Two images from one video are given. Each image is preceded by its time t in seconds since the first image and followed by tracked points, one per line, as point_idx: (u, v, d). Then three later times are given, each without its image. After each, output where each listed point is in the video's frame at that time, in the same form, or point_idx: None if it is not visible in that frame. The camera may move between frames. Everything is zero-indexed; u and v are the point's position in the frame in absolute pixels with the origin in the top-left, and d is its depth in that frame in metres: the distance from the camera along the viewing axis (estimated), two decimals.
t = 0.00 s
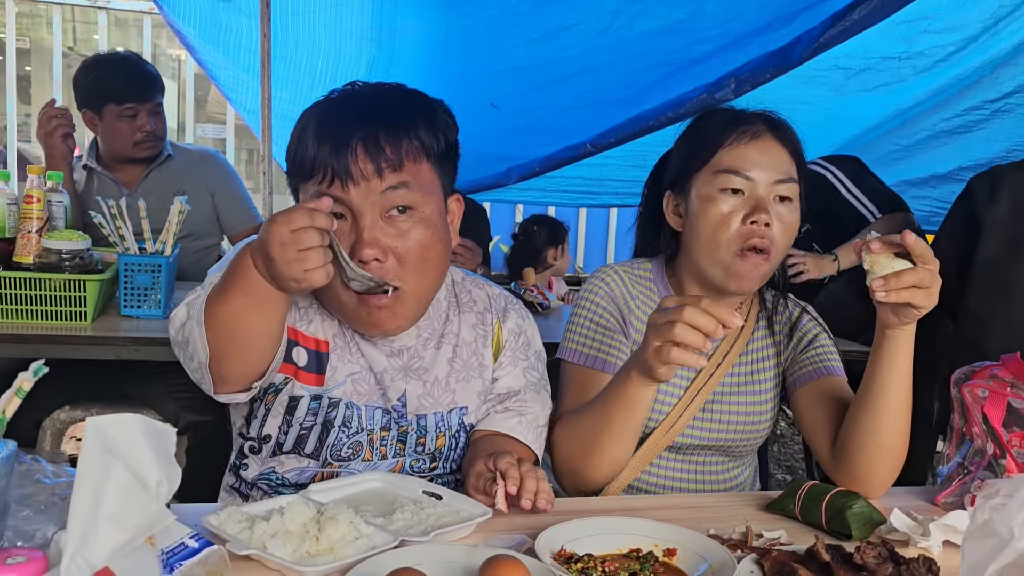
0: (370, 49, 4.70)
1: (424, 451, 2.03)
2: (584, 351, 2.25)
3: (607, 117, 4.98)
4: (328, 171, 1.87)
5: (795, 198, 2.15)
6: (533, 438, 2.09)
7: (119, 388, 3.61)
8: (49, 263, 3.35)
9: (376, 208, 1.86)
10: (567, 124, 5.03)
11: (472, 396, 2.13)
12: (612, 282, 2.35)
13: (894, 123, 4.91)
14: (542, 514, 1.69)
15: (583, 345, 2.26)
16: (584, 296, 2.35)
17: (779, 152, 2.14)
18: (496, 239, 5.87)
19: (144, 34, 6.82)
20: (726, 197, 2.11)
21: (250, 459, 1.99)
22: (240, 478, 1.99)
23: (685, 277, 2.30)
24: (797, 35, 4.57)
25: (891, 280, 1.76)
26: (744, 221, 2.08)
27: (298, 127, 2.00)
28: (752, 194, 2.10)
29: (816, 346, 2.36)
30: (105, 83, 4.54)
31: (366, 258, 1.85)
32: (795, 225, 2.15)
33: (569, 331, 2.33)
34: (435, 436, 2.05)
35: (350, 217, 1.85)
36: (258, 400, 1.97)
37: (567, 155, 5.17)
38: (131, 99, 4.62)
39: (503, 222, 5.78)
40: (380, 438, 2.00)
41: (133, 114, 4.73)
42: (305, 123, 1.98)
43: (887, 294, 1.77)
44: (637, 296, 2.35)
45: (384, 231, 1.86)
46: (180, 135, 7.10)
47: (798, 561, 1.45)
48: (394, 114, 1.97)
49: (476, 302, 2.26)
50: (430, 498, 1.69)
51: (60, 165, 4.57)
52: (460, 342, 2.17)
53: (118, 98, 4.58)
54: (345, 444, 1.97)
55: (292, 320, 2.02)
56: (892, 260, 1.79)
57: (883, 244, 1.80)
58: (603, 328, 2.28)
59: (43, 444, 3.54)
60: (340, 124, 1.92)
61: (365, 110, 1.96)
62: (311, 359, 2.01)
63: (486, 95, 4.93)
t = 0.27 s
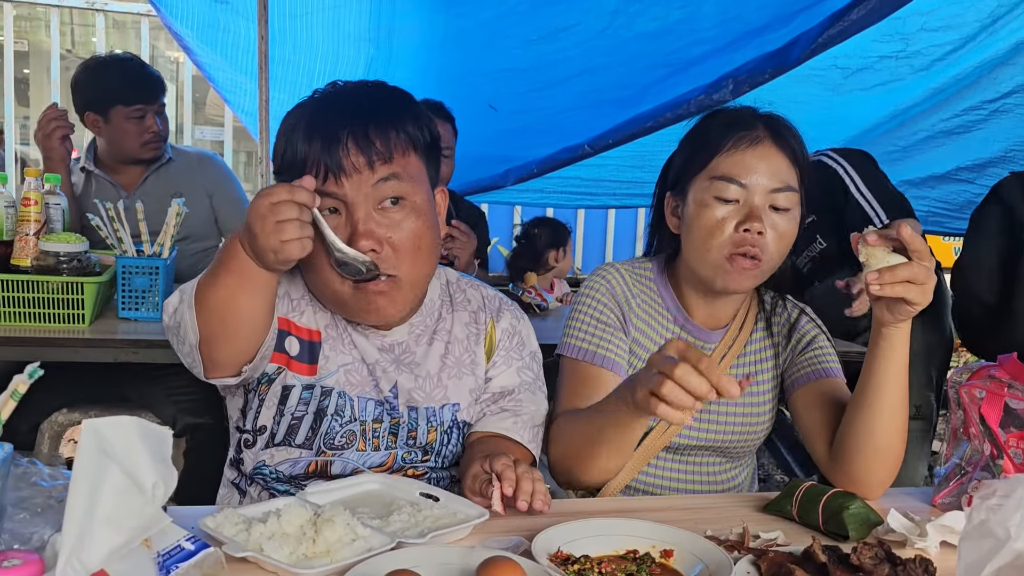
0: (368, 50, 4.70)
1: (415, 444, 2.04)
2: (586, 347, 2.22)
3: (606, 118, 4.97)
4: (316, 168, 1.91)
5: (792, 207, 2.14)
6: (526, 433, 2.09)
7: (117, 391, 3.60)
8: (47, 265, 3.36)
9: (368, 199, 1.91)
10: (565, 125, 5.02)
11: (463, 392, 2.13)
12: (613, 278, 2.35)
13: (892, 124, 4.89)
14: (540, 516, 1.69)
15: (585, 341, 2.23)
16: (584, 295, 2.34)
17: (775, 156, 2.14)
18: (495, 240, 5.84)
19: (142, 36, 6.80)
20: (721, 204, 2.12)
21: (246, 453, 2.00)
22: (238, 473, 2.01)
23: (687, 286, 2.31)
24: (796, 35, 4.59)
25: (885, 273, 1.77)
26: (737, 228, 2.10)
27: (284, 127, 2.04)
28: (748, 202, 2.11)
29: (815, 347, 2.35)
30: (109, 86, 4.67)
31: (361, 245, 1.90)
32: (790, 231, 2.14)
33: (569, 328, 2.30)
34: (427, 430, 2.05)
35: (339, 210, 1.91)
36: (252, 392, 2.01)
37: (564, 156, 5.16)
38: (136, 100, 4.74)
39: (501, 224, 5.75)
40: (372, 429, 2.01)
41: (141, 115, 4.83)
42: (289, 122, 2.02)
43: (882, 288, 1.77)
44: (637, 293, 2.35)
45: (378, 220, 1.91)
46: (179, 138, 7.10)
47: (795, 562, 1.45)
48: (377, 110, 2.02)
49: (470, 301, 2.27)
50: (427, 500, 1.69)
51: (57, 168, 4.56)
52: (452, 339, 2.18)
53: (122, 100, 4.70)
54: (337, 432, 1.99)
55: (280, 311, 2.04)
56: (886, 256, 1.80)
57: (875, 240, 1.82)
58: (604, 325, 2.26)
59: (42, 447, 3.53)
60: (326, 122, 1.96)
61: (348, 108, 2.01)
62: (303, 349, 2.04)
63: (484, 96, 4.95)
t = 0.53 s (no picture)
0: (366, 51, 4.71)
1: (407, 435, 2.04)
2: (590, 338, 2.20)
3: (604, 118, 4.97)
4: (306, 163, 1.92)
5: (794, 208, 2.13)
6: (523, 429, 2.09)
7: (115, 391, 3.60)
8: (44, 266, 3.35)
9: (360, 190, 1.92)
10: (563, 126, 5.02)
11: (455, 385, 2.13)
12: (618, 276, 2.36)
13: (890, 124, 4.89)
14: (539, 516, 1.68)
15: (590, 333, 2.21)
16: (586, 291, 2.33)
17: (777, 156, 2.13)
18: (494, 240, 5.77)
19: (140, 37, 6.79)
20: (722, 206, 2.11)
21: (245, 447, 2.01)
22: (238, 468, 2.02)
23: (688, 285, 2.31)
24: (794, 35, 4.59)
25: (884, 272, 1.76)
26: (739, 231, 2.08)
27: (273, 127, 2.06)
28: (748, 204, 2.10)
29: (816, 347, 2.34)
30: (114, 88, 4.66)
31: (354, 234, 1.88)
32: (793, 233, 2.13)
33: (572, 321, 2.27)
34: (419, 422, 2.06)
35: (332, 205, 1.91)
36: (248, 384, 2.01)
37: (563, 156, 5.16)
38: (142, 98, 4.72)
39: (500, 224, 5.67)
40: (366, 419, 2.02)
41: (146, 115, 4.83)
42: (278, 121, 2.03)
43: (879, 286, 1.77)
44: (641, 290, 2.35)
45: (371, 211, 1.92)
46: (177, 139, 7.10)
47: (794, 561, 1.45)
48: (366, 104, 2.04)
49: (464, 299, 2.26)
50: (425, 499, 1.69)
51: (56, 169, 4.55)
52: (445, 334, 2.18)
53: (128, 99, 4.68)
54: (331, 421, 2.00)
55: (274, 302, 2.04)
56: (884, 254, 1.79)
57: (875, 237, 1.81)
58: (608, 317, 2.25)
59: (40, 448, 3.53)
60: (316, 119, 1.98)
61: (337, 102, 2.02)
62: (296, 340, 2.04)
63: (482, 97, 4.97)
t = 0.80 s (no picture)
0: (364, 51, 4.70)
1: (397, 434, 2.06)
2: (593, 335, 2.19)
3: (604, 118, 4.97)
4: (317, 158, 1.95)
5: (792, 208, 2.12)
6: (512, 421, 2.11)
7: (112, 392, 3.60)
8: (42, 267, 3.35)
9: (371, 183, 1.96)
10: (562, 126, 5.02)
11: (442, 381, 2.15)
12: (617, 274, 2.36)
13: (889, 123, 4.88)
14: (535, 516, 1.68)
15: (593, 330, 2.20)
16: (587, 289, 2.33)
17: (776, 155, 2.13)
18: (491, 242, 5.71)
19: (139, 38, 6.78)
20: (719, 206, 2.11)
21: (240, 451, 2.07)
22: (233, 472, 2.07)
23: (688, 283, 2.31)
24: (793, 35, 4.60)
25: (883, 269, 1.77)
26: (735, 230, 2.08)
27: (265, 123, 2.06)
28: (746, 204, 2.10)
29: (814, 347, 2.34)
30: (118, 89, 4.65)
31: (365, 232, 1.92)
32: (791, 233, 2.13)
33: (574, 317, 2.26)
34: (408, 419, 2.08)
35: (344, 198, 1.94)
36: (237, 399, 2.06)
37: (562, 157, 5.15)
38: (146, 99, 4.70)
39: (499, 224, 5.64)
40: (354, 422, 2.04)
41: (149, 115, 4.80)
42: (271, 117, 2.04)
43: (879, 283, 1.78)
44: (640, 288, 2.35)
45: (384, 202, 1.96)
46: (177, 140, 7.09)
47: (789, 560, 1.45)
48: (360, 95, 2.06)
49: (451, 298, 2.28)
50: (421, 499, 1.69)
51: (56, 169, 4.54)
52: (432, 330, 2.20)
53: (132, 99, 4.67)
54: (317, 426, 2.03)
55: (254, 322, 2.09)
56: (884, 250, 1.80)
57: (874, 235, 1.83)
58: (610, 315, 2.25)
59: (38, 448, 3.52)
60: (313, 113, 1.99)
61: (333, 97, 2.03)
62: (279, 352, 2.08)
63: (481, 97, 4.94)
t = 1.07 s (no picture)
0: (364, 50, 4.70)
1: (393, 433, 2.08)
2: (592, 333, 2.19)
3: (604, 117, 4.97)
4: (331, 149, 1.96)
5: (790, 207, 2.12)
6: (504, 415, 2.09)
7: (112, 391, 3.61)
8: (41, 265, 3.35)
9: (381, 176, 1.96)
10: (561, 125, 5.02)
11: (436, 379, 2.17)
12: (617, 272, 2.35)
13: (890, 121, 4.91)
14: (534, 514, 1.68)
15: (592, 328, 2.20)
16: (586, 287, 2.33)
17: (774, 153, 2.13)
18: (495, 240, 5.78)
19: (139, 37, 6.78)
20: (718, 205, 2.10)
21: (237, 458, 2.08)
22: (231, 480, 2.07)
23: (688, 282, 2.31)
24: (792, 34, 4.57)
25: (884, 268, 1.76)
26: (734, 231, 2.08)
27: (269, 120, 2.06)
28: (745, 203, 2.10)
29: (814, 345, 2.34)
30: (125, 85, 4.70)
31: (372, 223, 1.92)
32: (790, 231, 2.12)
33: (573, 315, 2.25)
34: (403, 418, 2.09)
35: (355, 190, 1.94)
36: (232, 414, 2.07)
37: (562, 155, 5.17)
38: (154, 94, 4.76)
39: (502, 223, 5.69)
40: (348, 425, 2.05)
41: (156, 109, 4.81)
42: (276, 114, 2.04)
43: (880, 281, 1.78)
44: (640, 286, 2.35)
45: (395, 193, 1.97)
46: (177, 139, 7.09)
47: (788, 559, 1.44)
48: (365, 90, 2.07)
49: (445, 296, 2.29)
50: (420, 497, 1.69)
51: (55, 168, 4.54)
52: (426, 329, 2.21)
53: (139, 94, 4.71)
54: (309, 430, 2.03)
55: (248, 333, 2.09)
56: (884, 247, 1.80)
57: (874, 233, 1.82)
58: (609, 313, 2.24)
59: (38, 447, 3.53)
60: (321, 107, 2.00)
61: (339, 92, 2.04)
62: (271, 361, 2.09)
63: (481, 97, 4.96)
